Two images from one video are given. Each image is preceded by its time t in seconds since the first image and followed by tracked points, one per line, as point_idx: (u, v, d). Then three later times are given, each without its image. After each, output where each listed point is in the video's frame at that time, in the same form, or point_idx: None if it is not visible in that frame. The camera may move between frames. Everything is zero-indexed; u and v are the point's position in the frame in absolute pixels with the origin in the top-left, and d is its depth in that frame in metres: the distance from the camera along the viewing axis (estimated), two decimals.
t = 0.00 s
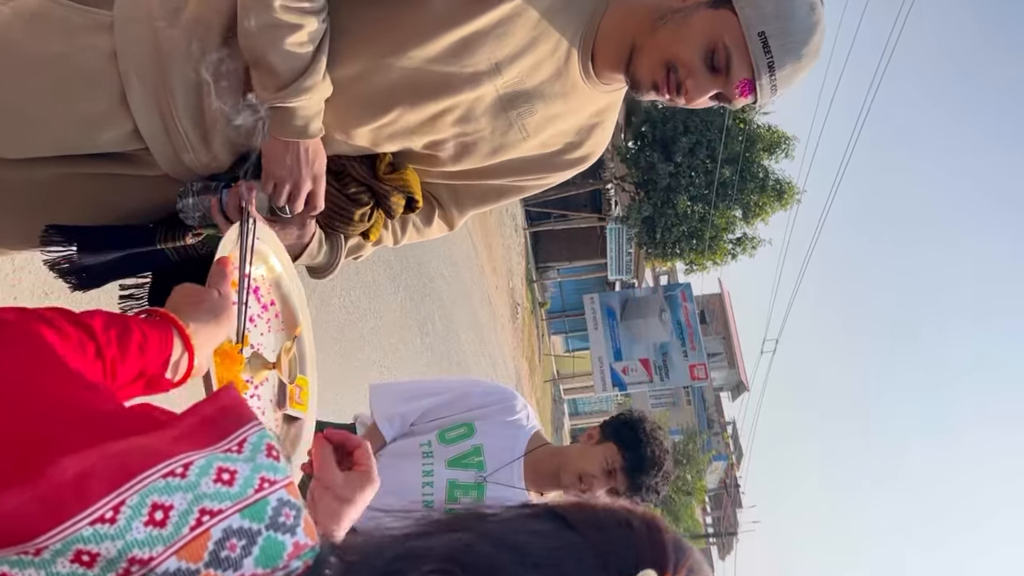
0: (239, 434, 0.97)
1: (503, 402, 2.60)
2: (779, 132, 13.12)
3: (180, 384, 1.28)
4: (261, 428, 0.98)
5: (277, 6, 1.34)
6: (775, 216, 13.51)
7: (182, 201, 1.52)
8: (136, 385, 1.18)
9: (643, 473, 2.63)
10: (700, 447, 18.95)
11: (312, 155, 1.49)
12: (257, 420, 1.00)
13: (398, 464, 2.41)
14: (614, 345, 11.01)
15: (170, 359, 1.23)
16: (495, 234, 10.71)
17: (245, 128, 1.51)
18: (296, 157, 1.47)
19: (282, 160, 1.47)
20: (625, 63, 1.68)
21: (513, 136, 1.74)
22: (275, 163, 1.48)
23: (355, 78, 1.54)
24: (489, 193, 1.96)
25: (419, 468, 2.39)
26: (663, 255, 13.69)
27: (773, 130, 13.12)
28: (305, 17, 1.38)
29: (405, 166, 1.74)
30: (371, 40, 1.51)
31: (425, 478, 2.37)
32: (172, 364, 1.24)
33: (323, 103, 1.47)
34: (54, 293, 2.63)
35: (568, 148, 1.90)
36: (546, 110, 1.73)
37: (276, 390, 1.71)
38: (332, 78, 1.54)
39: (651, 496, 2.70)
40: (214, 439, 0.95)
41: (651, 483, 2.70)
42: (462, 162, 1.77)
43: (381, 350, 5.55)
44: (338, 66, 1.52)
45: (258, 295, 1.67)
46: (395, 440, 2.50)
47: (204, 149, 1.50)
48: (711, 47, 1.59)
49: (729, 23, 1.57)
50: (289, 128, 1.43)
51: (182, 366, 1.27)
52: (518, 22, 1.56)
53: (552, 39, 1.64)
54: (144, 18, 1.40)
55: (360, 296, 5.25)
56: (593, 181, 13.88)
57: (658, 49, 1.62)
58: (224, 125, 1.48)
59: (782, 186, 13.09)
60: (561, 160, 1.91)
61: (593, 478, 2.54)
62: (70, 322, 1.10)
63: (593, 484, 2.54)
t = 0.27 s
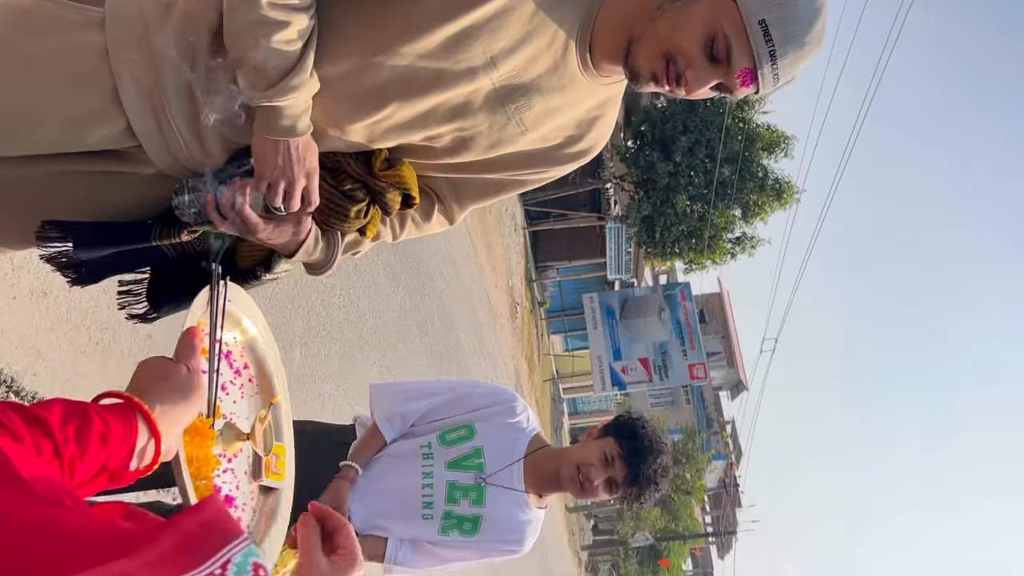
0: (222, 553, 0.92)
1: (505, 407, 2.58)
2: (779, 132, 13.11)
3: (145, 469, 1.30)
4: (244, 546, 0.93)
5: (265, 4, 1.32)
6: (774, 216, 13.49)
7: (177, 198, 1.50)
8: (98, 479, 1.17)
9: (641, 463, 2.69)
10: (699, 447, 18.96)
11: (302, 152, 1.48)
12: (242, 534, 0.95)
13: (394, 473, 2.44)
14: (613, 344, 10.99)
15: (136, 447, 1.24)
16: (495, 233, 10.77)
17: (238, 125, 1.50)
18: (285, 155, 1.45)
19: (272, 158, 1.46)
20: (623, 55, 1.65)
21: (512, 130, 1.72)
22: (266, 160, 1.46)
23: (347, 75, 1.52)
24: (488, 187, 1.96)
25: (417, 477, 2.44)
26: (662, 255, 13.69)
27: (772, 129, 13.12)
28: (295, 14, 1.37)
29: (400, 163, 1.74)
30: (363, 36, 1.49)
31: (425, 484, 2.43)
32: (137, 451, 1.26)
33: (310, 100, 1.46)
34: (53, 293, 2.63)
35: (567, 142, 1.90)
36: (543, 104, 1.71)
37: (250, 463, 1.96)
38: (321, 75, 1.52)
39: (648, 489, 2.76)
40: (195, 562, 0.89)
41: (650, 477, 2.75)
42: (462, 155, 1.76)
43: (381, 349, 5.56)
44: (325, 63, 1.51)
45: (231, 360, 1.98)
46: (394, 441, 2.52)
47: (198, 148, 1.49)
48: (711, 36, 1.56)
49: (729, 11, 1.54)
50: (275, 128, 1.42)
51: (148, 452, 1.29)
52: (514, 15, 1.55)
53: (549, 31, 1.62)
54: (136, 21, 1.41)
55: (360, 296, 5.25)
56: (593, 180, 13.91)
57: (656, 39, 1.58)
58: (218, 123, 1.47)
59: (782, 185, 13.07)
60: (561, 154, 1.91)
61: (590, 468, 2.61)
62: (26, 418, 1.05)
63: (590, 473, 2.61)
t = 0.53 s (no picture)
0: None
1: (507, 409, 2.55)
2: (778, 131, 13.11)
3: (109, 531, 1.27)
4: None
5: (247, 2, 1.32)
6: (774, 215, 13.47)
7: (175, 187, 1.49)
8: (59, 544, 1.16)
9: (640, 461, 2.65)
10: (699, 447, 18.97)
11: (293, 146, 1.48)
12: None
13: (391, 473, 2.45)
14: (613, 343, 10.96)
15: (99, 511, 1.22)
16: (495, 233, 10.78)
17: (232, 118, 1.50)
18: (275, 148, 1.46)
19: (263, 151, 1.46)
20: (611, 55, 1.58)
21: (505, 125, 1.71)
22: (258, 151, 1.46)
23: (342, 64, 1.51)
24: (487, 177, 1.95)
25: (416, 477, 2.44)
26: (661, 254, 13.69)
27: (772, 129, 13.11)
28: (277, 11, 1.36)
29: (395, 151, 1.74)
30: (352, 31, 1.48)
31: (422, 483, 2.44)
32: (101, 515, 1.23)
33: (297, 95, 1.46)
34: (53, 293, 2.61)
35: (566, 136, 1.88)
36: (537, 100, 1.68)
37: (222, 513, 1.87)
38: (309, 72, 1.53)
39: (647, 489, 2.70)
40: None
41: (649, 476, 2.70)
42: (459, 146, 1.75)
43: (381, 348, 5.56)
44: (312, 60, 1.51)
45: (204, 404, 1.91)
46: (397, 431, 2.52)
47: (194, 140, 1.49)
48: (697, 41, 1.49)
49: (716, 16, 1.48)
50: (261, 123, 1.42)
51: (113, 514, 1.26)
52: (501, 14, 1.51)
53: (539, 30, 1.57)
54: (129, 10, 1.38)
55: (360, 295, 5.25)
56: (593, 180, 13.90)
57: (644, 41, 1.51)
58: (211, 116, 1.47)
59: (781, 184, 13.05)
60: (560, 148, 1.89)
61: (589, 466, 2.56)
62: None
63: (588, 472, 2.56)
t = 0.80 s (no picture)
0: None
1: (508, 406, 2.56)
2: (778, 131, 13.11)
3: (70, 563, 1.21)
4: None
5: (241, 13, 1.30)
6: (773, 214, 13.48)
7: (186, 189, 1.54)
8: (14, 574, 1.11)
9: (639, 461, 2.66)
10: (698, 446, 19.00)
11: (295, 148, 1.48)
12: None
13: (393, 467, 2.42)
14: (613, 343, 10.97)
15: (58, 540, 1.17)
16: (495, 232, 10.77)
17: (235, 117, 1.50)
18: (276, 152, 1.47)
19: (266, 156, 1.47)
20: (609, 51, 1.58)
21: (509, 117, 1.72)
22: (261, 153, 1.47)
23: (343, 63, 1.51)
24: (495, 164, 1.96)
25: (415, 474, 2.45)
26: (661, 253, 13.70)
27: (772, 128, 13.11)
28: (273, 20, 1.34)
29: (402, 142, 1.73)
30: (349, 32, 1.48)
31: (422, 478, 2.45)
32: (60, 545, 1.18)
33: (297, 98, 1.46)
34: (54, 294, 2.62)
35: (570, 124, 1.88)
36: (537, 93, 1.69)
37: (197, 549, 1.69)
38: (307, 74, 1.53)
39: (647, 489, 2.71)
40: None
41: (650, 476, 2.71)
42: (465, 138, 1.77)
43: (381, 347, 5.57)
44: (311, 62, 1.51)
45: (179, 434, 1.76)
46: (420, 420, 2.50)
47: (197, 138, 1.50)
48: (693, 52, 1.48)
49: (713, 30, 1.45)
50: (263, 129, 1.43)
51: (73, 544, 1.20)
52: (497, 14, 1.50)
53: (537, 24, 1.56)
54: (129, 12, 1.38)
55: (360, 294, 5.25)
56: (592, 179, 13.91)
57: (639, 45, 1.50)
58: (215, 116, 1.48)
59: (781, 183, 13.06)
60: (563, 136, 1.89)
61: (590, 464, 2.58)
62: None
63: (589, 470, 2.58)
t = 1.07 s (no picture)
0: None
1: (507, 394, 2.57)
2: (778, 130, 13.12)
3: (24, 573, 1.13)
4: None
5: (248, 25, 1.30)
6: (774, 213, 13.49)
7: (193, 195, 1.52)
8: None
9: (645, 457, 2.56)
10: (699, 445, 19.00)
11: (302, 156, 1.48)
12: None
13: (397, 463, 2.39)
14: (613, 342, 10.97)
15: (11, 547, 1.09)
16: (495, 231, 10.75)
17: (240, 126, 1.50)
18: (286, 159, 1.47)
19: (274, 165, 1.47)
20: (616, 53, 1.57)
21: (514, 121, 1.72)
22: (267, 161, 1.47)
23: (350, 72, 1.51)
24: (497, 167, 1.96)
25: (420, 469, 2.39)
26: (662, 253, 13.71)
27: (772, 128, 13.11)
28: (282, 30, 1.33)
29: (407, 147, 1.73)
30: (354, 40, 1.47)
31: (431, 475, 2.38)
32: (13, 552, 1.10)
33: (306, 107, 1.45)
34: (54, 294, 2.61)
35: (574, 126, 1.88)
36: (543, 97, 1.68)
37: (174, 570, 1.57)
38: (315, 83, 1.53)
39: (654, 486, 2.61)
40: None
41: (656, 473, 2.61)
42: (470, 141, 1.77)
43: (383, 348, 5.57)
44: (315, 72, 1.51)
45: (162, 447, 1.67)
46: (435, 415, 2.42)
47: (201, 145, 1.50)
48: (703, 53, 1.47)
49: (722, 29, 1.44)
50: (271, 138, 1.43)
51: (29, 551, 1.13)
52: (505, 18, 1.49)
53: (542, 28, 1.54)
54: (134, 22, 1.38)
55: (360, 294, 5.25)
56: (593, 179, 13.92)
57: (648, 49, 1.49)
58: (222, 123, 1.47)
59: (781, 182, 13.07)
60: (566, 138, 1.89)
61: (593, 460, 2.49)
62: None
63: (593, 466, 2.49)
